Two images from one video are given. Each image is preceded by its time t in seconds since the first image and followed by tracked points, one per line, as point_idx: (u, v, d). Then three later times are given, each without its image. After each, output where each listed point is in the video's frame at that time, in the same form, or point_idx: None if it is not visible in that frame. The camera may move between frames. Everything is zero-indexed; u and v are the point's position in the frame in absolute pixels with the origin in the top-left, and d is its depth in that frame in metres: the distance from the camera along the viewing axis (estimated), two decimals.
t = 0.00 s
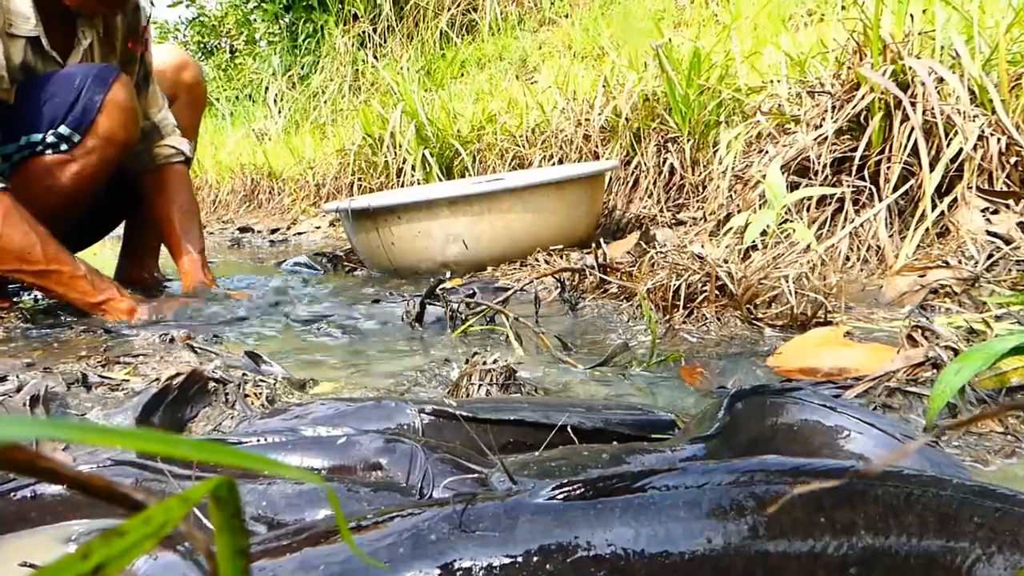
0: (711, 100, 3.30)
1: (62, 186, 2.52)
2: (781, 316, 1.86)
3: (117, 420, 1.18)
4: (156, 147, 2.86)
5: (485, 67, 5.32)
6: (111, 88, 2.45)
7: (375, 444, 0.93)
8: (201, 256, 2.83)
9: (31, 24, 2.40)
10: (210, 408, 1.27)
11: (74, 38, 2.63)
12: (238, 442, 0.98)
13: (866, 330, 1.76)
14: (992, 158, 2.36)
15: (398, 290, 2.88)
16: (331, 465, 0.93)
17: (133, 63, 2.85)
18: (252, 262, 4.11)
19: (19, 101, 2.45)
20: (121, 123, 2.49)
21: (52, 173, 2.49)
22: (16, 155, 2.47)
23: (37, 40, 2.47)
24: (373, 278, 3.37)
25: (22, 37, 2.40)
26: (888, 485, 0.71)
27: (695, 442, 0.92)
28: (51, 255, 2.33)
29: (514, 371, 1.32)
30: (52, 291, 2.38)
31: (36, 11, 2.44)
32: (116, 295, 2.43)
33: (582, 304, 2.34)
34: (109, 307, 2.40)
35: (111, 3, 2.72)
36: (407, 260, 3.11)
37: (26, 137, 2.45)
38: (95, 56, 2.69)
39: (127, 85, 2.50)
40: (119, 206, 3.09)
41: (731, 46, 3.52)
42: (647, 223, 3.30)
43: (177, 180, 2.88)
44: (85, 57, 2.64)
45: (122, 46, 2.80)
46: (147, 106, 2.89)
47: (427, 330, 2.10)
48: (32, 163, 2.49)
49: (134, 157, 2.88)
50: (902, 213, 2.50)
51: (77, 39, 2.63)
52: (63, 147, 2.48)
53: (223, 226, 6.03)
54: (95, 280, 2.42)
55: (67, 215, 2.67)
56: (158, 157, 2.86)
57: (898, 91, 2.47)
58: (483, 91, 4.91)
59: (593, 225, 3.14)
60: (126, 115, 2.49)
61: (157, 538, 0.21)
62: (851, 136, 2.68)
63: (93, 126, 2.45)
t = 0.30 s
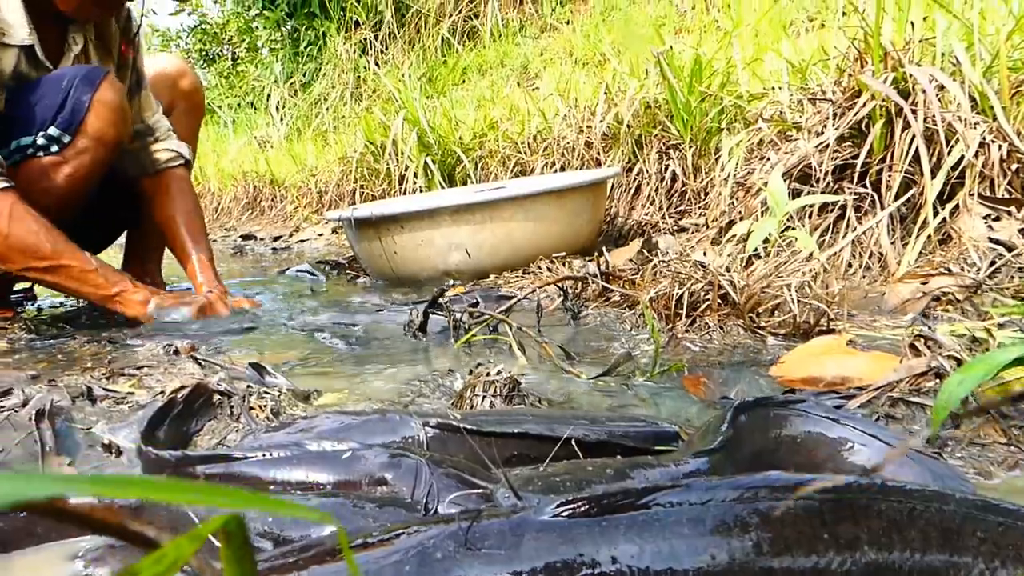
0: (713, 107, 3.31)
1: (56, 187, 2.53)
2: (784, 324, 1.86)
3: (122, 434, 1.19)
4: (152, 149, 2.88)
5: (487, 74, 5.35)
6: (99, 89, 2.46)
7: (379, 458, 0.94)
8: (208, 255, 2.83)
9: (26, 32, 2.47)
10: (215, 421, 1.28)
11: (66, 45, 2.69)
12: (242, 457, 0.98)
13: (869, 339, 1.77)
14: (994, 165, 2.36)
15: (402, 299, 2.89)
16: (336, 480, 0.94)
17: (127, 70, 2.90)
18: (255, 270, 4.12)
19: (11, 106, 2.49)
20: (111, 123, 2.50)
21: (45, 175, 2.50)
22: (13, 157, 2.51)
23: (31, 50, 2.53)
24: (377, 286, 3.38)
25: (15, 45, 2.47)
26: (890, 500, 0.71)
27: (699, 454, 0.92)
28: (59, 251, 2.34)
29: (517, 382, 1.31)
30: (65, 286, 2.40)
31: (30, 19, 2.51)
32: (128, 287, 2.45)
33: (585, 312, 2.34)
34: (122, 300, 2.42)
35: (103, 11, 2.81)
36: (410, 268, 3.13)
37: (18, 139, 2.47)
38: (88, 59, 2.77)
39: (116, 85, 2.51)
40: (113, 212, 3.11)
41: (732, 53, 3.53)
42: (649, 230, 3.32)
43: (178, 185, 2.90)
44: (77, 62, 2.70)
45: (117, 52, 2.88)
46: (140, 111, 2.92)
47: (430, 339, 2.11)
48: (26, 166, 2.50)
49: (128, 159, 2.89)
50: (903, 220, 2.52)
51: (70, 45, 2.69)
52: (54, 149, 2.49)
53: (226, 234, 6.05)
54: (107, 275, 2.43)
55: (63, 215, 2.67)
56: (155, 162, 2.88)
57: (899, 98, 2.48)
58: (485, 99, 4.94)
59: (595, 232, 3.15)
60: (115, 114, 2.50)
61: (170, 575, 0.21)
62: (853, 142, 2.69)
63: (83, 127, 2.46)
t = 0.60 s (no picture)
0: (715, 113, 3.31)
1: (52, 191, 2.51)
2: (789, 337, 1.86)
3: (131, 456, 1.21)
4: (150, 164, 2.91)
5: (488, 80, 5.37)
6: (91, 95, 2.48)
7: (391, 484, 0.94)
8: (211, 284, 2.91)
9: (24, 35, 2.48)
10: (224, 442, 1.28)
11: (64, 52, 2.70)
12: (253, 482, 0.98)
13: (874, 352, 1.77)
14: (997, 174, 2.37)
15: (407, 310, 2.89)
16: (347, 505, 0.94)
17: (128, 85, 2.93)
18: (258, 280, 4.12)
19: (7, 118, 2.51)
20: (106, 130, 2.52)
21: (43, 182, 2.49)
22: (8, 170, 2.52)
23: (26, 53, 2.54)
24: (381, 296, 3.39)
25: (12, 48, 2.48)
26: (902, 531, 0.72)
27: (709, 482, 0.92)
28: (24, 192, 2.15)
29: (525, 402, 1.33)
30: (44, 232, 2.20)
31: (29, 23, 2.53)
32: (109, 228, 2.21)
33: (590, 325, 2.35)
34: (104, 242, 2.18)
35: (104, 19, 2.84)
36: (413, 277, 3.13)
37: (13, 150, 2.49)
38: (87, 68, 2.77)
39: (108, 91, 2.52)
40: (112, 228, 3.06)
41: (733, 59, 3.54)
42: (652, 237, 3.33)
43: (174, 201, 2.92)
44: (76, 69, 2.71)
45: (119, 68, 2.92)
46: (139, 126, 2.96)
47: (435, 353, 2.11)
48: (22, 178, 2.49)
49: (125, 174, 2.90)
50: (907, 229, 2.53)
51: (68, 53, 2.70)
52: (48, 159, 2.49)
53: (229, 241, 6.06)
54: (87, 218, 2.21)
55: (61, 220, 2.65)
56: (155, 177, 2.91)
57: (903, 108, 2.47)
58: (487, 105, 4.96)
59: (598, 239, 3.17)
60: (110, 121, 2.52)
61: None
62: (856, 151, 2.70)
63: (77, 135, 2.48)
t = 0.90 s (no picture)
0: (719, 128, 3.33)
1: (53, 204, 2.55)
2: (796, 364, 1.88)
3: (145, 495, 1.22)
4: (154, 181, 2.90)
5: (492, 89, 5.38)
6: (92, 111, 2.48)
7: (403, 534, 0.94)
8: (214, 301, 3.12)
9: (33, 52, 2.50)
10: (236, 481, 1.29)
11: (69, 69, 2.74)
12: (268, 531, 0.99)
13: (880, 380, 1.78)
14: (1001, 196, 2.38)
15: (413, 329, 2.91)
16: (360, 554, 0.94)
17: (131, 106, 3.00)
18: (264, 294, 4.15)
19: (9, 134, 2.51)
20: (105, 146, 2.52)
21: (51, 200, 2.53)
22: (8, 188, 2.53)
23: (34, 68, 2.57)
24: (388, 313, 3.40)
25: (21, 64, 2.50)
26: None
27: (722, 535, 0.92)
28: None
29: (535, 439, 1.34)
30: (30, 198, 2.01)
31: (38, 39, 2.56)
32: (90, 186, 1.96)
33: (596, 347, 2.36)
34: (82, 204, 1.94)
35: (104, 38, 2.89)
36: (418, 294, 3.14)
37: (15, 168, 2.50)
38: (92, 85, 2.80)
39: (108, 108, 2.54)
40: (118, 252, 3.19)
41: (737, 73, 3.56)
42: (656, 253, 3.35)
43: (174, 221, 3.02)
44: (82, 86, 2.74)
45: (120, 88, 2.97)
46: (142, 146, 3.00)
47: (443, 378, 2.13)
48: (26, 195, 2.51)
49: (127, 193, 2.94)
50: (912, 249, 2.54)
51: (74, 69, 2.74)
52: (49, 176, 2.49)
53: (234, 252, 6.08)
54: (70, 179, 1.98)
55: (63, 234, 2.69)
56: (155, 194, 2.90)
57: (907, 128, 2.46)
58: (491, 117, 4.98)
59: (602, 255, 3.20)
60: (111, 136, 2.53)
61: None
62: (860, 170, 2.71)
63: (77, 151, 2.46)
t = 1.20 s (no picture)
0: (722, 149, 3.35)
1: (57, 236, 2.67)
2: (802, 397, 1.89)
3: (157, 536, 1.23)
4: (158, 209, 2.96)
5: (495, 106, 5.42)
6: (93, 136, 2.48)
7: None
8: (221, 324, 3.12)
9: (45, 79, 2.52)
10: (247, 522, 1.30)
11: (78, 97, 2.78)
12: None
13: (887, 413, 1.79)
14: (1005, 223, 2.39)
15: (420, 354, 2.93)
16: None
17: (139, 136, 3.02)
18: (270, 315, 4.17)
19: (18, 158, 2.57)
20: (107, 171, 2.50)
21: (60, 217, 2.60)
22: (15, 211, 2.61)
23: (43, 96, 2.59)
24: (394, 335, 3.42)
25: (31, 91, 2.53)
26: None
27: None
28: None
29: (543, 480, 1.36)
30: (26, 198, 1.97)
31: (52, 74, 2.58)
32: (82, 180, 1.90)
33: (602, 376, 2.37)
34: (77, 201, 1.89)
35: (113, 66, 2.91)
36: (424, 317, 3.14)
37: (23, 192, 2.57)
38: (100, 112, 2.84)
39: (111, 133, 2.53)
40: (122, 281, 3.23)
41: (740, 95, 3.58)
42: (661, 274, 3.37)
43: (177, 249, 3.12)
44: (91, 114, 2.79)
45: (128, 115, 2.99)
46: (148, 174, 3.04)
47: (450, 408, 2.14)
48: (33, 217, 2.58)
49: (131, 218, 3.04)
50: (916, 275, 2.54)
51: (82, 97, 2.78)
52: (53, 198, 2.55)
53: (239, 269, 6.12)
54: (64, 176, 1.93)
55: (67, 257, 2.78)
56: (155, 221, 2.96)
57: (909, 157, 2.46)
58: (495, 134, 5.01)
59: (606, 277, 3.23)
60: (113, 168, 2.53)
61: None
62: (864, 196, 2.73)
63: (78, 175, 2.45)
